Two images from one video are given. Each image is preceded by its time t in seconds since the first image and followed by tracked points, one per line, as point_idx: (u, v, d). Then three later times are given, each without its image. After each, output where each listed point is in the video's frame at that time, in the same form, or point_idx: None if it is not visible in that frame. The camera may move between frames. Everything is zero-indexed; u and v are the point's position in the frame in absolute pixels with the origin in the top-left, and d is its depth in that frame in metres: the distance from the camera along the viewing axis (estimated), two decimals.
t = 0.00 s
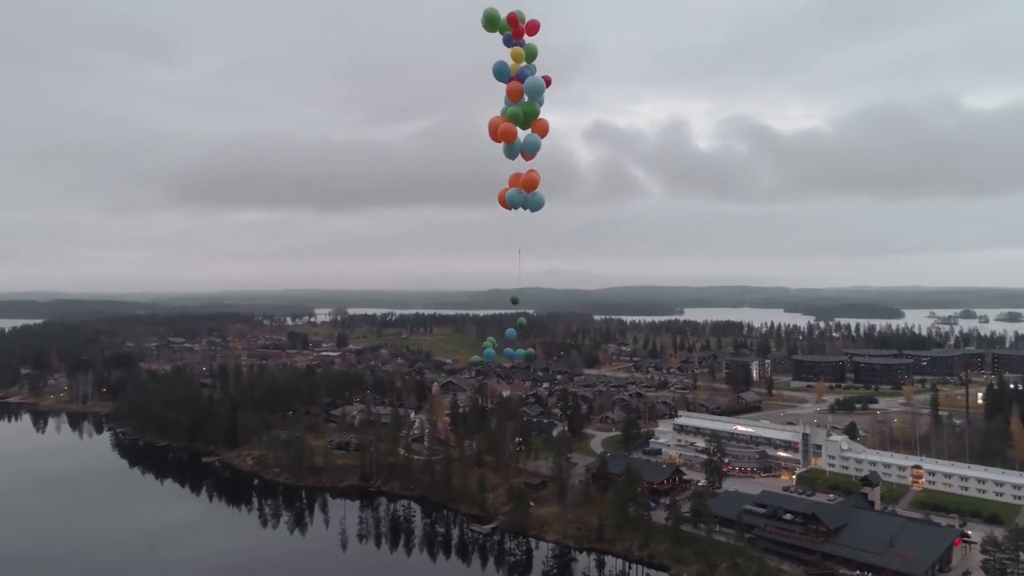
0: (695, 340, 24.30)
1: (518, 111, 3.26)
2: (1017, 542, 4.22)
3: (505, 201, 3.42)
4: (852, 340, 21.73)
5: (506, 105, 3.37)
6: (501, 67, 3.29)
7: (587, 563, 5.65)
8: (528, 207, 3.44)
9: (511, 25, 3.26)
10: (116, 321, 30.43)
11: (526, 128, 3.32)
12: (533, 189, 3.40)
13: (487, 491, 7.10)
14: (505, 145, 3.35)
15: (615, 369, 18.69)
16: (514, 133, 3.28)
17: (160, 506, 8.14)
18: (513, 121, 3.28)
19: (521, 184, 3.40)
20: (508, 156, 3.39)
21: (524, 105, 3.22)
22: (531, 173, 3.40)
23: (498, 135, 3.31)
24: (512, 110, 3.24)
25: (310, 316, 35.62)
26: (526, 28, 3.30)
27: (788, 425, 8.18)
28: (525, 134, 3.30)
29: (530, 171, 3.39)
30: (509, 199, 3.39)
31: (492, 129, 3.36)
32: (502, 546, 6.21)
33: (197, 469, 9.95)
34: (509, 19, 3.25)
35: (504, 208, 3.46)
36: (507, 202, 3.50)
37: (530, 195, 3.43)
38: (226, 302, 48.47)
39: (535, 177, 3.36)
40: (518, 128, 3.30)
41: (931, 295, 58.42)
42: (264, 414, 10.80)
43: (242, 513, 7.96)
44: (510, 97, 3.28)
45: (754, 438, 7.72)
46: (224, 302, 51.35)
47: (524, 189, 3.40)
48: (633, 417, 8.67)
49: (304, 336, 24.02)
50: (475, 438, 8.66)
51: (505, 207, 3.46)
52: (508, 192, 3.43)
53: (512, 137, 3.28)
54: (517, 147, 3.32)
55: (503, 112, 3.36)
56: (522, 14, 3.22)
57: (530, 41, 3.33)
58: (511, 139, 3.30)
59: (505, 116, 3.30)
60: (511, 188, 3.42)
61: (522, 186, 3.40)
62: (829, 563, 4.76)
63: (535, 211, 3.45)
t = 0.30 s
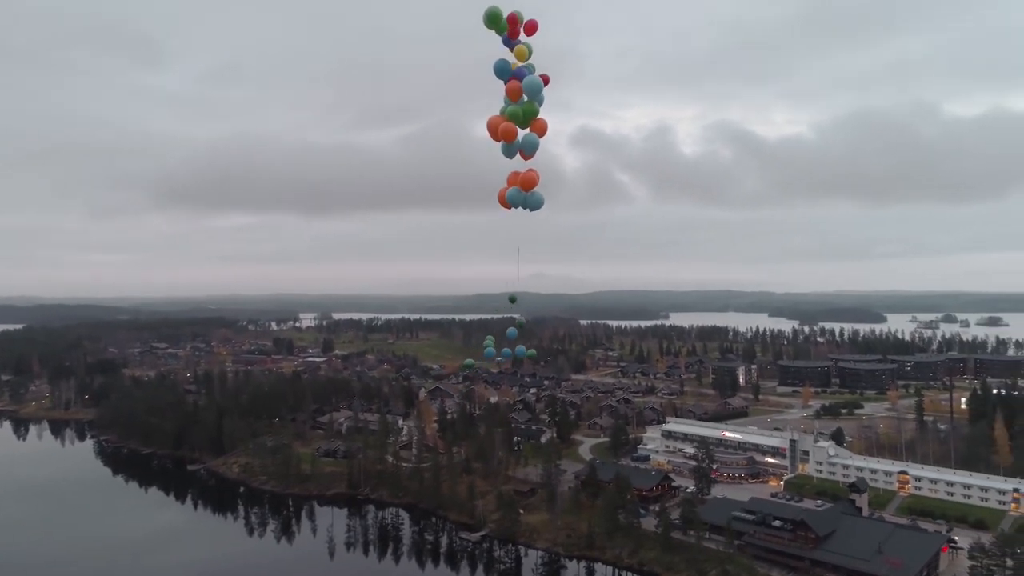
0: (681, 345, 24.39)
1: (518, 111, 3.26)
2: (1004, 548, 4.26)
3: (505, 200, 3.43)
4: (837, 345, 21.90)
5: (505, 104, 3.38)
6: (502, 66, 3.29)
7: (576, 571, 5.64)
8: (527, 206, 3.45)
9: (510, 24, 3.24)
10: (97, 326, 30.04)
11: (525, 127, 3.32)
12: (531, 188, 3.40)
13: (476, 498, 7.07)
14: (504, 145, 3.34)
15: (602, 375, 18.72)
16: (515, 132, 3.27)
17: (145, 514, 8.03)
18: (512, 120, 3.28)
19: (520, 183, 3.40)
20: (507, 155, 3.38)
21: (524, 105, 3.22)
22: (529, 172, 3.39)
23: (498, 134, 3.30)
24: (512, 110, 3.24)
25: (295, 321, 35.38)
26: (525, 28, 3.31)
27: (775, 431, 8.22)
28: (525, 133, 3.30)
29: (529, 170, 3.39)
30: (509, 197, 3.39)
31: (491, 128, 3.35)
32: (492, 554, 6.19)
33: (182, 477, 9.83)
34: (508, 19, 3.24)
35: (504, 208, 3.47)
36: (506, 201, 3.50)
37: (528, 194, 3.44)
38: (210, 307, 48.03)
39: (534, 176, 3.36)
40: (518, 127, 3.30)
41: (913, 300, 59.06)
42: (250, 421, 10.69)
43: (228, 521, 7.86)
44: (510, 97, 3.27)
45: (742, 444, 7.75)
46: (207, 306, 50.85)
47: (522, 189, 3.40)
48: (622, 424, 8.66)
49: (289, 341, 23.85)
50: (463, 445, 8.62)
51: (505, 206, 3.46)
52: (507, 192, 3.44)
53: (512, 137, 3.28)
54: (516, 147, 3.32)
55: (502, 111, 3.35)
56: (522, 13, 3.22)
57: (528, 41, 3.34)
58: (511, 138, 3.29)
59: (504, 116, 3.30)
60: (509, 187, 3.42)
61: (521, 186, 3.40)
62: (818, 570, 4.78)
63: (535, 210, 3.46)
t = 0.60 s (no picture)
0: (669, 349, 24.46)
1: (518, 110, 3.25)
2: (992, 554, 4.30)
3: (505, 200, 3.43)
4: (824, 349, 22.04)
5: (503, 104, 3.36)
6: (502, 65, 3.29)
7: None
8: (527, 204, 3.43)
9: (507, 23, 3.22)
10: (81, 331, 29.73)
11: (524, 126, 3.31)
12: (529, 187, 3.38)
13: (467, 505, 7.04)
14: (504, 144, 3.31)
15: (590, 379, 18.73)
16: (515, 131, 3.25)
17: (132, 522, 7.94)
18: (512, 120, 3.26)
19: (518, 182, 3.38)
20: (506, 154, 3.35)
21: (524, 104, 3.22)
22: (527, 171, 3.37)
23: (498, 133, 3.27)
24: (511, 108, 3.23)
25: (281, 325, 35.17)
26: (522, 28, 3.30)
27: (764, 436, 8.26)
28: (524, 133, 3.28)
29: (527, 169, 3.37)
30: (508, 196, 3.37)
31: (490, 127, 3.33)
32: (482, 561, 6.18)
33: (169, 485, 9.73)
34: (507, 18, 3.22)
35: (504, 207, 3.47)
36: (506, 200, 3.49)
37: (528, 193, 3.42)
38: (195, 311, 47.69)
39: (534, 175, 3.35)
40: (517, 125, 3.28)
41: (899, 304, 59.58)
42: (238, 427, 10.61)
43: (216, 529, 7.78)
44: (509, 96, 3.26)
45: (731, 449, 7.77)
46: (193, 310, 50.52)
47: (520, 188, 3.39)
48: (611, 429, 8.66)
49: (276, 346, 23.69)
50: (453, 451, 8.59)
51: (505, 206, 3.46)
52: (507, 191, 3.43)
53: (513, 135, 3.24)
54: (516, 146, 3.30)
55: (500, 111, 3.34)
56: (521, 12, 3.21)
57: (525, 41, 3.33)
58: (511, 137, 3.26)
59: (504, 115, 3.28)
60: (509, 187, 3.41)
61: (519, 184, 3.38)
62: None
63: (535, 209, 3.44)
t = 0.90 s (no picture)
0: (657, 354, 24.55)
1: (519, 109, 3.24)
2: (981, 560, 4.35)
3: (505, 199, 3.42)
4: (810, 355, 22.22)
5: (503, 103, 3.35)
6: (501, 65, 3.27)
7: None
8: (528, 204, 3.43)
9: (505, 23, 3.20)
10: (64, 336, 29.35)
11: (524, 126, 3.31)
12: (529, 186, 3.37)
13: (458, 512, 7.02)
14: (505, 143, 3.30)
15: (579, 385, 18.76)
16: (517, 130, 3.24)
17: (117, 530, 7.84)
18: (513, 119, 3.25)
19: (518, 181, 3.37)
20: (506, 153, 3.34)
21: (525, 104, 3.22)
22: (527, 170, 3.37)
23: (499, 133, 3.27)
24: (512, 108, 3.22)
25: (268, 330, 34.93)
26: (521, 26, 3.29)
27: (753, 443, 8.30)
28: (525, 132, 3.28)
29: (528, 168, 3.37)
30: (509, 196, 3.37)
31: (491, 126, 3.32)
32: (473, 569, 6.15)
33: (155, 493, 9.61)
34: (504, 18, 3.20)
35: (505, 207, 3.46)
36: (506, 199, 3.47)
37: (529, 192, 3.41)
38: (180, 316, 47.30)
39: (534, 174, 3.35)
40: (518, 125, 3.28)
41: (884, 309, 60.09)
42: (226, 435, 10.50)
43: (203, 538, 7.70)
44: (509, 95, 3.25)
45: (721, 455, 7.80)
46: (178, 315, 50.07)
47: (520, 187, 3.38)
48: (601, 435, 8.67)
49: (263, 351, 23.51)
50: (443, 458, 8.55)
51: (505, 205, 3.45)
52: (507, 191, 3.42)
53: (515, 135, 3.24)
54: (517, 146, 3.29)
55: (500, 110, 3.33)
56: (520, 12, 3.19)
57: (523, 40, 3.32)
58: (512, 136, 3.26)
59: (504, 114, 3.27)
60: (509, 187, 3.40)
61: (519, 184, 3.37)
62: None
63: (535, 209, 3.44)
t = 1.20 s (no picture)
0: (647, 360, 24.61)
1: (520, 109, 3.25)
2: (972, 567, 4.37)
3: (506, 199, 3.42)
4: (799, 360, 22.32)
5: (503, 103, 3.36)
6: (501, 65, 3.28)
7: None
8: (528, 204, 3.43)
9: (504, 24, 3.20)
10: (49, 342, 29.02)
11: (525, 126, 3.32)
12: (529, 186, 3.38)
13: (449, 521, 6.99)
14: (505, 143, 3.31)
15: (569, 391, 18.75)
16: (517, 130, 3.25)
17: (103, 540, 7.74)
18: (513, 119, 3.26)
19: (518, 181, 3.38)
20: (507, 153, 3.35)
21: (526, 104, 3.23)
22: (527, 170, 3.38)
23: (500, 133, 3.28)
24: (513, 108, 3.23)
25: (256, 336, 34.71)
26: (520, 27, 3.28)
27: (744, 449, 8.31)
28: (525, 132, 3.29)
29: (528, 168, 3.38)
30: (510, 195, 3.37)
31: (491, 126, 3.32)
32: None
33: (143, 502, 9.51)
34: (503, 19, 3.20)
35: (505, 206, 3.46)
36: (507, 199, 3.48)
37: (529, 192, 3.41)
38: (167, 321, 46.92)
39: (534, 174, 3.36)
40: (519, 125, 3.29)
41: (870, 313, 60.52)
42: (214, 442, 10.41)
43: (191, 547, 7.62)
44: (510, 95, 3.26)
45: (713, 462, 7.81)
46: (164, 320, 49.67)
47: (520, 188, 3.38)
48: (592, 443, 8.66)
49: (251, 357, 23.35)
50: (434, 465, 8.51)
51: (505, 205, 3.46)
52: (508, 191, 3.42)
53: (516, 135, 3.25)
54: (518, 146, 3.30)
55: (501, 110, 3.33)
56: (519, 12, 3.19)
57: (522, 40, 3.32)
58: (513, 137, 3.27)
59: (505, 115, 3.28)
60: (509, 187, 3.41)
61: (520, 184, 3.38)
62: None
63: (536, 209, 3.44)
